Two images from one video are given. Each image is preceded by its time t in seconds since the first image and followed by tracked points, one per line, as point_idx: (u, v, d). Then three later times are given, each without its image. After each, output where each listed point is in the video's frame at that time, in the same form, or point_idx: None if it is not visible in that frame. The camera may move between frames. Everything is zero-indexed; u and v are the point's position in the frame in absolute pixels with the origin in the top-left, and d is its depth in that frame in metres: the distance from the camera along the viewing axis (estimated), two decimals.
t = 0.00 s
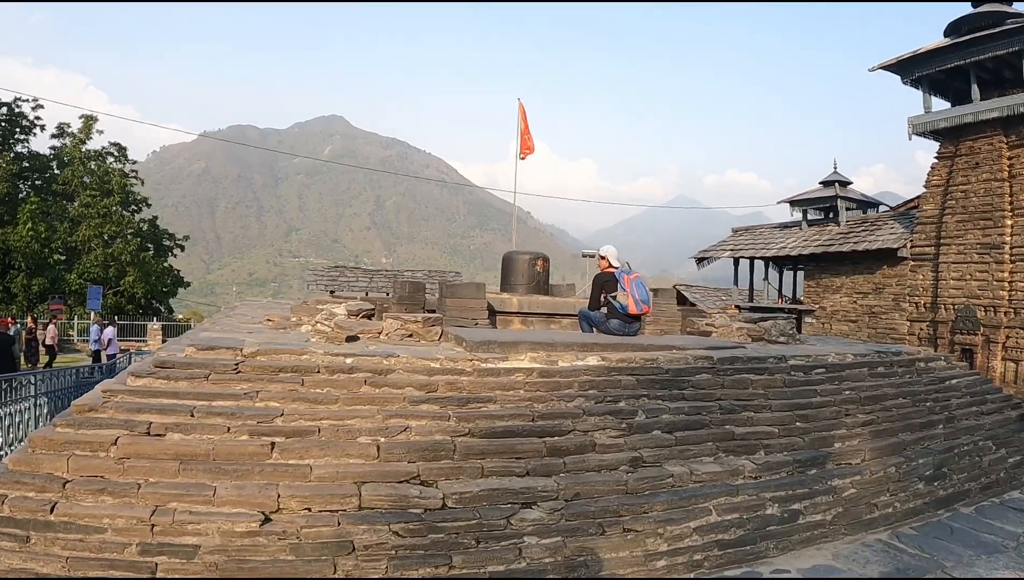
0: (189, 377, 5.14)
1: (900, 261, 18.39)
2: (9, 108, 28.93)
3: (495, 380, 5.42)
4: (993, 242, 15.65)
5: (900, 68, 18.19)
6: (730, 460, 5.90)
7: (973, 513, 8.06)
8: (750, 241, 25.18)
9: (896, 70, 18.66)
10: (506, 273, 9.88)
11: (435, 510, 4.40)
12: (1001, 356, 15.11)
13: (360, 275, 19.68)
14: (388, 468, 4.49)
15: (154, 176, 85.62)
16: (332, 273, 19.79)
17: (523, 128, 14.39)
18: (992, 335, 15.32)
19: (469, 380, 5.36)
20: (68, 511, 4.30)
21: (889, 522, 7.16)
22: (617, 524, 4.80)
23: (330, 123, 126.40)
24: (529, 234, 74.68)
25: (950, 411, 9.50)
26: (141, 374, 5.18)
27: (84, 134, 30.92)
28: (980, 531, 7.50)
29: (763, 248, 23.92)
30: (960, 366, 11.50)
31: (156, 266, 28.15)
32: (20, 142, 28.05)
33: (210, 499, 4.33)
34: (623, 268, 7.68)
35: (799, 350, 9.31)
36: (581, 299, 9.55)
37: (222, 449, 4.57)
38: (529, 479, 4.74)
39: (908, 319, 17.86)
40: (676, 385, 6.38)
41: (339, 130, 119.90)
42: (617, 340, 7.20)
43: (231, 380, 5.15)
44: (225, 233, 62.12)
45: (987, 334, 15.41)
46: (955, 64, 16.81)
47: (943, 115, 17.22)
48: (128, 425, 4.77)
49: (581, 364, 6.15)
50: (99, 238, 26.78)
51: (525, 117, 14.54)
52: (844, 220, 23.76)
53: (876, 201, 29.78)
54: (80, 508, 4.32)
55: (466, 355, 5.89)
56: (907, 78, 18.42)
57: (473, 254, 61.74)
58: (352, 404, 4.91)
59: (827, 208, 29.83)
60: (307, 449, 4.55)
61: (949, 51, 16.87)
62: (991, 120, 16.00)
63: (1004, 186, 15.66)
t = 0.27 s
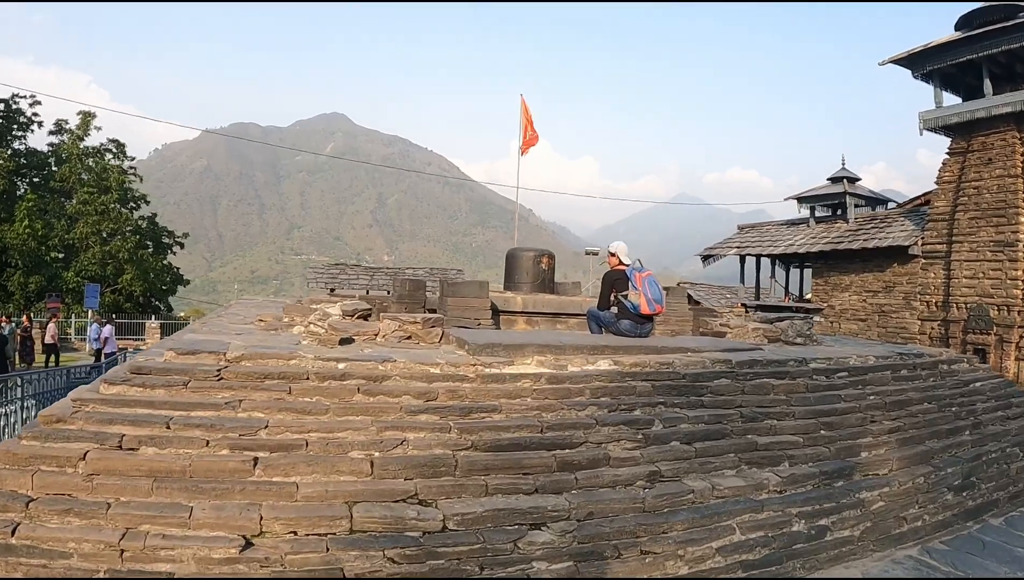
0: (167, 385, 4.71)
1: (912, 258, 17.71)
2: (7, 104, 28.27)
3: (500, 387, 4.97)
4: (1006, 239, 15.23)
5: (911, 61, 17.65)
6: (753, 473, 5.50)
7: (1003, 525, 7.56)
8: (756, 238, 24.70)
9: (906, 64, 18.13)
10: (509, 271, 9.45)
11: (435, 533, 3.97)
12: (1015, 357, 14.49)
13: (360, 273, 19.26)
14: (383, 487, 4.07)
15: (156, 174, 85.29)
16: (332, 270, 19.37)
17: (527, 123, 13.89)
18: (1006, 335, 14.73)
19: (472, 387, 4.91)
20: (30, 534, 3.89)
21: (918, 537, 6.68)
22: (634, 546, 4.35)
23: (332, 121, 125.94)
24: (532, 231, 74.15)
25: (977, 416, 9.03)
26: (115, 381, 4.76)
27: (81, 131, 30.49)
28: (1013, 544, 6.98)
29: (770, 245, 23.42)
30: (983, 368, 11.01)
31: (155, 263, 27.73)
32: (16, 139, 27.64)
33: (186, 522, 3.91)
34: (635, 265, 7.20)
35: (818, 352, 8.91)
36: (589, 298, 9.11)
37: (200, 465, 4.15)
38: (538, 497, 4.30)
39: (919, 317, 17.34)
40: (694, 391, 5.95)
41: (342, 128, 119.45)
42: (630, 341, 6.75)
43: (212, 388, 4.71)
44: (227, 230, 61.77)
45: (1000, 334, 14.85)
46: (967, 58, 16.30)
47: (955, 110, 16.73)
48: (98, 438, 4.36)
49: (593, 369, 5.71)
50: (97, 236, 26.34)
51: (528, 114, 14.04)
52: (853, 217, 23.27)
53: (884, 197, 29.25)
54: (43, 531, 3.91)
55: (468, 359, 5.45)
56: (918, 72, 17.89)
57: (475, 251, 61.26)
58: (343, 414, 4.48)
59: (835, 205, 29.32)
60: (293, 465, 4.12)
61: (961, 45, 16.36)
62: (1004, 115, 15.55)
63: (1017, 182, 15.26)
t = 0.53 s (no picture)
0: (139, 389, 4.35)
1: (920, 255, 17.26)
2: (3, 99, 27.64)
3: (499, 391, 4.61)
4: (1017, 236, 14.91)
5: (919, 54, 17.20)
6: (771, 482, 5.18)
7: None
8: (761, 234, 24.27)
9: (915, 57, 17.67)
10: (510, 266, 9.09)
11: (427, 552, 3.60)
12: None
13: (361, 270, 18.89)
14: (370, 501, 3.72)
15: (158, 172, 84.95)
16: (332, 267, 19.01)
17: (528, 115, 13.43)
18: (1016, 332, 14.53)
19: (468, 391, 4.53)
20: None
21: (942, 547, 6.29)
22: (644, 565, 3.98)
23: (334, 118, 125.54)
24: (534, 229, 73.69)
25: (998, 419, 8.64)
26: (84, 385, 4.40)
27: (79, 128, 30.08)
28: None
29: (775, 242, 22.98)
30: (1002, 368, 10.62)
31: (154, 260, 27.35)
32: (13, 135, 27.23)
33: (156, 539, 3.57)
34: (642, 260, 6.82)
35: (834, 351, 8.57)
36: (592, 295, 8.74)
37: (172, 476, 3.81)
38: (539, 511, 3.94)
39: (927, 315, 16.95)
40: (707, 395, 5.60)
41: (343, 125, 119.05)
42: (637, 341, 6.38)
43: (187, 393, 4.35)
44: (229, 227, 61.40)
45: (1010, 332, 14.67)
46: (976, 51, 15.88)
47: (964, 103, 16.33)
48: (64, 446, 4.01)
49: (599, 370, 5.34)
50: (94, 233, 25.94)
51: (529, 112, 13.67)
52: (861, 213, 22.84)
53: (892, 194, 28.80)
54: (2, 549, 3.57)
55: (465, 359, 5.09)
56: (926, 65, 17.44)
57: (478, 249, 60.90)
58: (328, 421, 4.12)
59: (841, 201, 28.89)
60: (272, 477, 3.77)
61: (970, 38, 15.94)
62: (1016, 109, 15.16)
63: None
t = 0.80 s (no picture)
0: (103, 401, 3.93)
1: (933, 253, 16.78)
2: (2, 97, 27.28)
3: (500, 402, 4.18)
4: None
5: (930, 48, 16.67)
6: (797, 502, 4.78)
7: None
8: (769, 231, 23.75)
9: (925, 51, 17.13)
10: (514, 265, 8.67)
11: None
12: None
13: (362, 269, 18.47)
14: (353, 529, 3.29)
15: (161, 170, 84.69)
16: (333, 266, 18.60)
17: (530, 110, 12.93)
18: None
19: (465, 403, 4.10)
20: None
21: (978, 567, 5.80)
22: None
23: (337, 116, 125.17)
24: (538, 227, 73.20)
25: None
26: (44, 397, 3.99)
27: (78, 125, 29.69)
28: None
29: (783, 239, 22.46)
30: None
31: (154, 259, 26.96)
32: (11, 133, 26.86)
33: (111, 573, 3.13)
34: (653, 258, 6.39)
35: (854, 355, 8.12)
36: (600, 295, 8.30)
37: (134, 500, 3.39)
38: (545, 540, 3.51)
39: (939, 314, 16.44)
40: (726, 404, 5.18)
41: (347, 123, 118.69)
42: (649, 345, 5.95)
43: (156, 406, 3.93)
44: (233, 226, 61.10)
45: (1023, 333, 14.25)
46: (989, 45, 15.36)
47: (977, 97, 15.86)
48: (17, 466, 3.60)
49: (609, 378, 4.91)
50: (93, 231, 25.55)
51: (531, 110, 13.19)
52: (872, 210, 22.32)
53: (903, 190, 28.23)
54: None
55: (463, 366, 4.66)
56: (937, 59, 16.90)
57: (483, 247, 60.46)
58: (309, 438, 3.70)
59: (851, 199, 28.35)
60: (245, 502, 3.35)
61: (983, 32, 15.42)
62: None
63: None
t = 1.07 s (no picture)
0: (78, 407, 3.58)
1: (952, 249, 16.30)
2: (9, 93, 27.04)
3: (515, 408, 3.79)
4: None
5: (948, 39, 15.95)
6: (839, 516, 4.36)
7: None
8: (784, 227, 23.22)
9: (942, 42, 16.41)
10: (525, 260, 8.28)
11: None
12: None
13: (372, 265, 18.16)
14: (350, 554, 2.91)
15: (171, 168, 84.81)
16: (342, 262, 18.31)
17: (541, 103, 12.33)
18: None
19: (476, 409, 3.71)
20: None
21: None
22: None
23: (346, 113, 124.96)
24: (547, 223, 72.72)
25: None
26: (14, 402, 3.64)
27: (85, 122, 29.48)
28: None
29: (799, 234, 21.92)
30: None
31: (161, 256, 26.70)
32: (17, 130, 26.67)
33: None
34: (676, 251, 5.96)
35: (885, 355, 7.67)
36: (617, 290, 7.90)
37: (107, 519, 3.04)
38: (565, 564, 3.11)
39: (959, 312, 15.76)
40: (758, 409, 4.78)
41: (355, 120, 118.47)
42: (673, 343, 5.54)
43: (137, 412, 3.58)
44: (242, 223, 61.01)
45: None
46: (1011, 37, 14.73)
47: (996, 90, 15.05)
48: None
49: (633, 381, 4.52)
50: (100, 228, 25.32)
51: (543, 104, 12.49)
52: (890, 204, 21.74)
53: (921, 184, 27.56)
54: None
55: (474, 368, 4.28)
56: (955, 51, 16.19)
57: (493, 243, 60.03)
58: (304, 449, 3.33)
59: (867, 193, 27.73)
60: (229, 523, 2.98)
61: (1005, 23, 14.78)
62: None
63: None
